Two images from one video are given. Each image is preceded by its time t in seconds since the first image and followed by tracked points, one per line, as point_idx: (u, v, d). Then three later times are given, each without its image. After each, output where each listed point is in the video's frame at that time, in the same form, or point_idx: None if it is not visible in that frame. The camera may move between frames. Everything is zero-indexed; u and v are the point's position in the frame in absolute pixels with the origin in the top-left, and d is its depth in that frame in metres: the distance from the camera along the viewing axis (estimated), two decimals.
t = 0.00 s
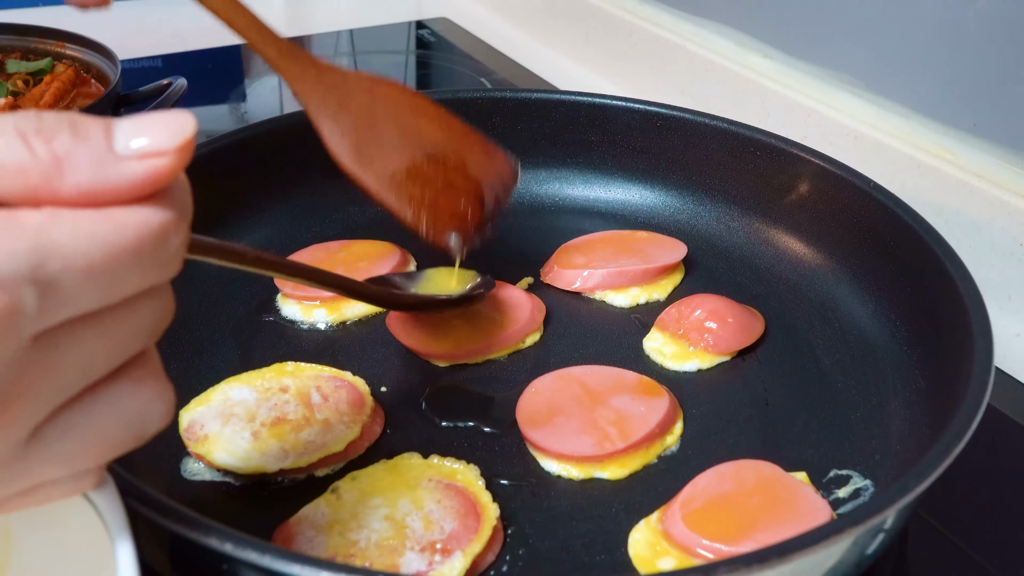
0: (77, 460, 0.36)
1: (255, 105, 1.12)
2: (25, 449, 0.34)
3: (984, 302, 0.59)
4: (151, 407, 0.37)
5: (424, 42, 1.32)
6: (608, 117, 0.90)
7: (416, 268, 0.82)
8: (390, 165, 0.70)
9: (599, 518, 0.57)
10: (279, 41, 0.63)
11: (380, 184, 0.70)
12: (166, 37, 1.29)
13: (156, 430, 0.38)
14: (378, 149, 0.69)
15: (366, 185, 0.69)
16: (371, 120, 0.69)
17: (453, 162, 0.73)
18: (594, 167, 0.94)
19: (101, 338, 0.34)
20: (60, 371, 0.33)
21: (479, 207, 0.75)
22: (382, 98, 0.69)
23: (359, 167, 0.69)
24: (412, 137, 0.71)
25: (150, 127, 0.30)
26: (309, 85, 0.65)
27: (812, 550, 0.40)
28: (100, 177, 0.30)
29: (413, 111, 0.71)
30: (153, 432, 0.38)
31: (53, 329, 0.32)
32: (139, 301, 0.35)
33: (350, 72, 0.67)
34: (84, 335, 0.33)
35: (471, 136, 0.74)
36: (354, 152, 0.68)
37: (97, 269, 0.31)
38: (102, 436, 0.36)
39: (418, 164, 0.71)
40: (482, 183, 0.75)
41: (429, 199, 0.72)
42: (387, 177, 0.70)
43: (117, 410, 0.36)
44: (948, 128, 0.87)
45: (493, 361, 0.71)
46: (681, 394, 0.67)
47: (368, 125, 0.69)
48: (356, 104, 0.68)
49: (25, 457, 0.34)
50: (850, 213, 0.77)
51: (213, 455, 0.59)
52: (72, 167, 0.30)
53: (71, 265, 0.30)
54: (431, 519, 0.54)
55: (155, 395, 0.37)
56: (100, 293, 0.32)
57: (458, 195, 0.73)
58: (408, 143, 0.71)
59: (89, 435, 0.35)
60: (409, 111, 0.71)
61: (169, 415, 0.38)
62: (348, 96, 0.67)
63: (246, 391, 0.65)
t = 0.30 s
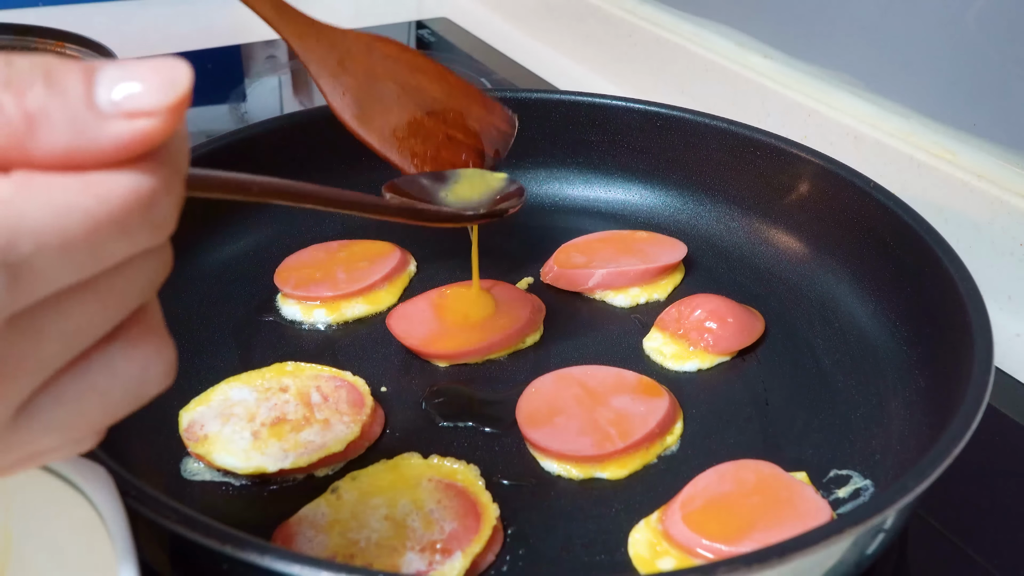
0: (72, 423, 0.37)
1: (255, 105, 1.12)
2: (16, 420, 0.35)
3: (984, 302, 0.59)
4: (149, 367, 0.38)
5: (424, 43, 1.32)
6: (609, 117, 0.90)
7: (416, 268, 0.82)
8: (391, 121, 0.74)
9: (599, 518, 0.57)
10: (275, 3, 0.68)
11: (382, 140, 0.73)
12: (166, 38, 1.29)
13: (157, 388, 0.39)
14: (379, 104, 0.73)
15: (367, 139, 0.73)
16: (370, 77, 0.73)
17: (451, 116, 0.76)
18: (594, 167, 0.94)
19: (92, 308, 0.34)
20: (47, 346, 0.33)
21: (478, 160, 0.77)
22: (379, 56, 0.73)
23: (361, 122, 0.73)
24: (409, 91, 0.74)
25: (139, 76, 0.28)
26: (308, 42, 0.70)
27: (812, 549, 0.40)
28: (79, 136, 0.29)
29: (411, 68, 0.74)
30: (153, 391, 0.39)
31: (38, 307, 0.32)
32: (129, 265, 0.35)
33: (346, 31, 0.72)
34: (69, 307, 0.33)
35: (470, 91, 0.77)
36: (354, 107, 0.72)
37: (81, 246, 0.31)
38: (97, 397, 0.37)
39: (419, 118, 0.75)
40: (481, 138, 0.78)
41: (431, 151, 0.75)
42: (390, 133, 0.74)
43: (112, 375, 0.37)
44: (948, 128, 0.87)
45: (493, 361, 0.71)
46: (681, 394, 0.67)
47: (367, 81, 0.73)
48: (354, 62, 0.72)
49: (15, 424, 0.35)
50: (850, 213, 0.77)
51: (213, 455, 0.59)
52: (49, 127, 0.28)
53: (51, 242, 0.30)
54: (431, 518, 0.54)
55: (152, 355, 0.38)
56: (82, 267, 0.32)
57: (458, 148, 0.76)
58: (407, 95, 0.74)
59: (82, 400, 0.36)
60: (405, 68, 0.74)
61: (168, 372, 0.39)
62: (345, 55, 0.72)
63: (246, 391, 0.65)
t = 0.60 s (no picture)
0: (113, 372, 0.29)
1: (254, 104, 1.12)
2: (31, 380, 0.28)
3: (985, 302, 0.58)
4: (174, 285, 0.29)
5: (424, 42, 1.32)
6: (608, 117, 0.90)
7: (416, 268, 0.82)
8: (387, 209, 0.74)
9: (599, 518, 0.57)
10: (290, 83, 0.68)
11: (376, 225, 0.74)
12: (165, 37, 1.29)
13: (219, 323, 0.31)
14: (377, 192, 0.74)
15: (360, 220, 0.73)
16: (373, 166, 0.74)
17: (446, 211, 0.77)
18: (594, 167, 0.94)
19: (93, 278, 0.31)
20: (17, 259, 0.27)
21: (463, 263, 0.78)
22: (385, 143, 0.74)
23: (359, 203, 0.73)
24: (409, 180, 0.75)
25: None
26: (316, 127, 0.70)
27: (811, 550, 0.40)
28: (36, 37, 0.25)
29: (414, 159, 0.76)
30: (187, 311, 0.29)
31: None
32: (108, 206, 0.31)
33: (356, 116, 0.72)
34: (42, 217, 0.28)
35: (468, 190, 0.79)
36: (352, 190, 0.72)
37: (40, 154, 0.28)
38: (137, 342, 0.29)
39: (414, 211, 0.76)
40: (470, 236, 0.79)
41: (420, 246, 0.76)
42: (383, 222, 0.74)
43: (149, 304, 0.29)
44: (948, 128, 0.87)
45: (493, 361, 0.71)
46: (681, 394, 0.67)
47: (370, 169, 0.74)
48: (359, 146, 0.73)
49: (27, 389, 0.28)
50: (850, 213, 0.77)
51: (213, 455, 0.59)
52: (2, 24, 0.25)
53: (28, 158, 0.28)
54: (430, 518, 0.53)
55: (193, 275, 0.30)
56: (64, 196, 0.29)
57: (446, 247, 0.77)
58: (406, 187, 0.75)
59: (115, 337, 0.28)
60: (408, 157, 0.76)
61: (206, 294, 0.30)
62: (352, 138, 0.72)
63: (245, 391, 0.64)
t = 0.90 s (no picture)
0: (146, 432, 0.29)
1: (254, 104, 1.12)
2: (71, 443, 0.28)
3: (985, 302, 0.58)
4: (210, 351, 0.30)
5: (424, 42, 1.32)
6: (608, 117, 0.90)
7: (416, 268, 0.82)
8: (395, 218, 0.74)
9: (599, 518, 0.57)
10: (298, 93, 0.69)
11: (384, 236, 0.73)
12: (166, 38, 1.29)
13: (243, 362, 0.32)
14: (385, 203, 0.74)
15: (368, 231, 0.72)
16: (381, 176, 0.74)
17: (453, 219, 0.77)
18: (594, 167, 0.94)
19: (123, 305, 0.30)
20: (65, 315, 0.27)
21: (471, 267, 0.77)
22: (393, 153, 0.75)
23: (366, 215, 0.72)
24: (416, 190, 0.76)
25: None
26: (324, 137, 0.71)
27: (811, 550, 0.40)
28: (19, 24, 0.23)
29: (420, 169, 0.76)
30: (221, 378, 0.30)
31: (45, 266, 0.26)
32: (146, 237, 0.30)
33: (364, 126, 0.74)
34: (84, 268, 0.28)
35: (471, 194, 0.79)
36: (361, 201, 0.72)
37: (94, 203, 0.27)
38: (171, 406, 0.29)
39: (420, 218, 0.75)
40: (477, 244, 0.79)
41: (428, 255, 0.75)
42: (391, 231, 0.73)
43: (187, 368, 0.29)
44: (948, 128, 0.87)
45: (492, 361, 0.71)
46: (681, 394, 0.67)
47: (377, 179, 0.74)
48: (366, 157, 0.74)
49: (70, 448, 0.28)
50: (850, 213, 0.77)
51: (213, 455, 0.59)
52: None
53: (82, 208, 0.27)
54: (431, 518, 0.53)
55: (228, 335, 0.31)
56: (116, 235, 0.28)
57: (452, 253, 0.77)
58: (412, 197, 0.75)
59: (152, 402, 0.29)
60: (415, 168, 0.76)
61: (239, 359, 0.31)
62: (359, 149, 0.74)
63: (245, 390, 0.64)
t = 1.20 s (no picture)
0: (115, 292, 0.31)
1: (254, 104, 1.12)
2: (38, 301, 0.30)
3: (985, 301, 0.58)
4: (171, 208, 0.31)
5: (424, 42, 1.32)
6: (608, 117, 0.90)
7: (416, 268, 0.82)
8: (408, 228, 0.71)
9: (599, 518, 0.57)
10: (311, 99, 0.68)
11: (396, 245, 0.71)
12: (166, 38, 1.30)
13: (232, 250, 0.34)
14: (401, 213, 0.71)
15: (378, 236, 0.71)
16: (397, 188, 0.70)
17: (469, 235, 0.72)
18: (594, 167, 0.94)
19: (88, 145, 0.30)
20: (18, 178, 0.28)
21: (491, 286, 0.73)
22: (408, 165, 0.70)
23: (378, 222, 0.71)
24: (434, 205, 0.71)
25: None
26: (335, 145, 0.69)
27: (811, 550, 0.40)
28: None
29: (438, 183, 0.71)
30: (183, 234, 0.31)
31: None
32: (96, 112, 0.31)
33: (378, 136, 0.70)
34: (32, 135, 0.29)
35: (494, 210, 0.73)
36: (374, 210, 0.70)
37: (32, 70, 0.28)
38: (135, 265, 0.31)
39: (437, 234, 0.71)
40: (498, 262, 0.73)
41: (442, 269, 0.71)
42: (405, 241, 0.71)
43: (144, 226, 0.31)
44: (947, 128, 0.87)
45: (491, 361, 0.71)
46: (681, 394, 0.67)
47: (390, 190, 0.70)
48: (381, 168, 0.70)
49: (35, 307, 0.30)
50: (850, 212, 0.77)
51: (213, 455, 0.58)
52: None
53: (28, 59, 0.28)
54: (431, 518, 0.53)
55: (186, 197, 0.32)
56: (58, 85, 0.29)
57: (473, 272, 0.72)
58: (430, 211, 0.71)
59: (116, 261, 0.30)
60: (434, 181, 0.71)
61: (199, 219, 0.32)
62: (374, 160, 0.70)
63: (245, 390, 0.64)
